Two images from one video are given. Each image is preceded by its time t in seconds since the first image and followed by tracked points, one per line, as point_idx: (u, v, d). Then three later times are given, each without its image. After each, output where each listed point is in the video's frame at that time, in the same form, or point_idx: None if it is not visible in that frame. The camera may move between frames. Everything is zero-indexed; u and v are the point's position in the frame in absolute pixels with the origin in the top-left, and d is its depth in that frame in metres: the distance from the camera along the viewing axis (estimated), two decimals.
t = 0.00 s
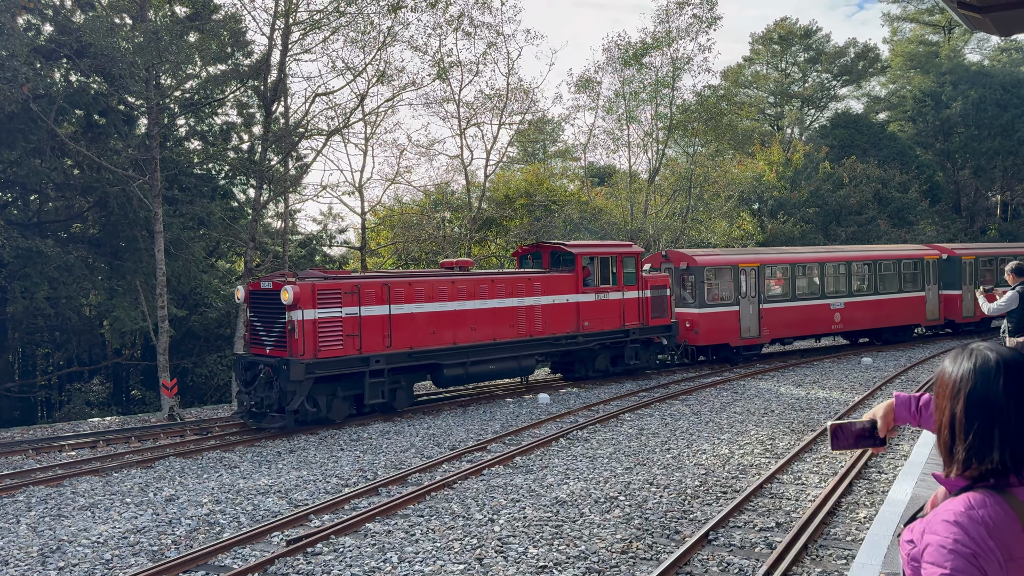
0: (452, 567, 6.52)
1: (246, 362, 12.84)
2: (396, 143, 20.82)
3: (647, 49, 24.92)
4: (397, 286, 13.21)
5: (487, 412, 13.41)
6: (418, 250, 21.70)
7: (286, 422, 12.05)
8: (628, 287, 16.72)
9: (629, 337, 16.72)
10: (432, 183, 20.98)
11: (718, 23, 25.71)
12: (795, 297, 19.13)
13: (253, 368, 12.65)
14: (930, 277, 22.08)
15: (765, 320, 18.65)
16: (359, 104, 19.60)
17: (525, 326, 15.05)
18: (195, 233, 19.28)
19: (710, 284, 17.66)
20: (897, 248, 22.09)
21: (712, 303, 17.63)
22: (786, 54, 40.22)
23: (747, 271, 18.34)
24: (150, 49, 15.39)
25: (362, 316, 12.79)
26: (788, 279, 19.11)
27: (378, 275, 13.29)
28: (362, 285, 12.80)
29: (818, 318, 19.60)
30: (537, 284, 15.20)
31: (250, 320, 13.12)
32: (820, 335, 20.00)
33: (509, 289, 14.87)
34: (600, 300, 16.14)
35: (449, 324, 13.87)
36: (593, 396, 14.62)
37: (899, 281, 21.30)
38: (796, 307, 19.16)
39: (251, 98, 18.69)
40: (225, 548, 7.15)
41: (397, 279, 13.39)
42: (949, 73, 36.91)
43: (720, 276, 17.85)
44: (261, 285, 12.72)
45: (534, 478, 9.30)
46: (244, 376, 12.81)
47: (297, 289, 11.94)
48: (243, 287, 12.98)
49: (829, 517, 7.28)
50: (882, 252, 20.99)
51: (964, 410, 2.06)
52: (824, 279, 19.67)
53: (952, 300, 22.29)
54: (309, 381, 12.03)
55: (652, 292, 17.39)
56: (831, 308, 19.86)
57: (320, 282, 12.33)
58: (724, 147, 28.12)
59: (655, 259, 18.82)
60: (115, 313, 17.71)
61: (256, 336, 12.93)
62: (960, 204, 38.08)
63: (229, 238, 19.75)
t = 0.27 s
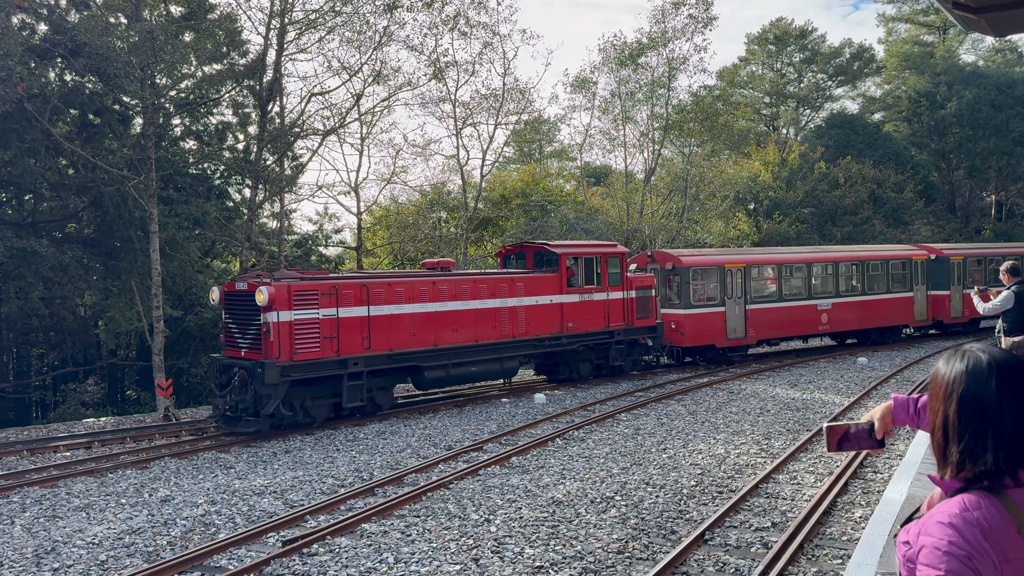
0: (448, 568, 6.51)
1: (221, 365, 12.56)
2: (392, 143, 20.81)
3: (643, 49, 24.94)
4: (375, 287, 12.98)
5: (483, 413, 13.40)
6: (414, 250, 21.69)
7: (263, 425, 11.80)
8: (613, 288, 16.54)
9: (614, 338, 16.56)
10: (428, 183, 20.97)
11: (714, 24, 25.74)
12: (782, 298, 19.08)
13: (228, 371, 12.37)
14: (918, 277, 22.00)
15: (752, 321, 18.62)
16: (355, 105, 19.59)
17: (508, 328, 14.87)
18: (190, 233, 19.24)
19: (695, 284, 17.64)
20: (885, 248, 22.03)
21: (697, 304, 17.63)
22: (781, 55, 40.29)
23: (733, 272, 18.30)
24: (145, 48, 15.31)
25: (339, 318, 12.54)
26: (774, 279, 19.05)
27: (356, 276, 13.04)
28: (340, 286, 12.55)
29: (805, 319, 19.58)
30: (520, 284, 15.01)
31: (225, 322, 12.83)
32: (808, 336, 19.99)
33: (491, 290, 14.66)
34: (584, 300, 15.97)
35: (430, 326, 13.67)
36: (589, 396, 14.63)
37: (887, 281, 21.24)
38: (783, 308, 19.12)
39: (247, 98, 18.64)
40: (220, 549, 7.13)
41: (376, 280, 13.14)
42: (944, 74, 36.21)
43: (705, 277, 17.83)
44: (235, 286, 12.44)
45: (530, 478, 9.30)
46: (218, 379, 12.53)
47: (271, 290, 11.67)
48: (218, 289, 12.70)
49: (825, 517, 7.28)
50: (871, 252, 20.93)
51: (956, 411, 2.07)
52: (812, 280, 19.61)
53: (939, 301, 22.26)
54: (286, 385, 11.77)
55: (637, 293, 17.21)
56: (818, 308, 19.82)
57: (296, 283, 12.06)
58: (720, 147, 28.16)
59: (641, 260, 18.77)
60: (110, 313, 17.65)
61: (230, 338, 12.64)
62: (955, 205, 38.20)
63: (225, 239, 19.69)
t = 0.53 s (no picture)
0: (442, 568, 6.49)
1: (192, 368, 12.23)
2: (385, 143, 20.81)
3: (636, 49, 25.00)
4: (351, 288, 12.73)
5: (477, 413, 13.38)
6: (407, 250, 21.67)
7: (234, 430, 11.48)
8: (594, 288, 16.40)
9: (595, 340, 16.40)
10: (422, 183, 20.98)
11: (706, 24, 25.82)
12: (766, 298, 18.98)
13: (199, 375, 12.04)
14: (903, 277, 21.98)
15: (735, 321, 18.52)
16: (348, 105, 19.55)
17: (487, 329, 14.66)
18: (182, 233, 19.16)
19: (678, 285, 17.55)
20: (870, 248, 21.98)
21: (680, 304, 17.53)
22: (773, 55, 40.43)
23: (717, 273, 18.23)
24: (137, 48, 15.24)
25: (315, 320, 12.27)
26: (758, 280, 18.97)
27: (331, 277, 12.78)
28: (314, 287, 12.28)
29: (789, 319, 19.49)
30: (500, 285, 14.83)
31: (197, 324, 12.54)
32: (793, 336, 19.90)
33: (470, 291, 14.46)
34: (565, 301, 15.81)
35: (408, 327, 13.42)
36: (583, 396, 14.62)
37: (871, 281, 21.19)
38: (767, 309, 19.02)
39: (239, 98, 18.58)
40: (213, 550, 7.09)
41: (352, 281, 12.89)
42: (936, 75, 36.79)
43: (688, 278, 17.74)
44: (206, 288, 12.13)
45: (524, 478, 9.29)
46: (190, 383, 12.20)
47: (243, 292, 11.37)
48: (190, 290, 12.40)
49: (817, 516, 7.29)
50: (856, 252, 20.91)
51: (944, 411, 2.08)
52: (795, 280, 19.54)
53: (925, 301, 22.25)
54: (258, 388, 11.44)
55: (620, 293, 17.06)
56: (803, 308, 19.73)
57: (268, 285, 11.77)
58: (712, 147, 28.25)
59: (624, 260, 18.68)
60: (102, 314, 17.53)
61: (203, 341, 12.34)
62: (947, 204, 38.42)
63: (217, 239, 19.60)
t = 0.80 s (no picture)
0: (432, 569, 6.47)
1: (158, 372, 11.99)
2: (375, 143, 20.73)
3: (626, 49, 25.02)
4: (322, 288, 12.50)
5: (467, 413, 13.37)
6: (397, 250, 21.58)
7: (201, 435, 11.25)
8: (572, 289, 16.25)
9: (574, 341, 16.26)
10: (412, 182, 20.95)
11: (696, 25, 25.89)
12: (745, 299, 18.93)
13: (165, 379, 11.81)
14: (883, 278, 21.98)
15: (714, 322, 18.46)
16: (338, 104, 19.48)
17: (464, 331, 14.47)
18: (171, 233, 19.02)
19: (657, 285, 17.49)
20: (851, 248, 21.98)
21: (659, 304, 17.48)
22: (762, 56, 40.57)
23: (696, 273, 18.19)
24: (125, 47, 15.10)
25: (285, 321, 12.04)
26: (738, 281, 18.96)
27: (302, 277, 12.54)
28: (284, 288, 12.04)
29: (769, 320, 19.44)
30: (477, 285, 14.64)
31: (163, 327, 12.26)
32: (773, 337, 19.87)
33: (446, 292, 14.26)
34: (543, 302, 15.65)
35: (381, 329, 13.22)
36: (573, 396, 14.63)
37: (852, 282, 21.18)
38: (746, 309, 18.98)
39: (228, 97, 18.46)
40: (202, 552, 7.04)
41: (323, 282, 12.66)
42: (924, 76, 36.98)
43: (667, 278, 17.70)
44: (173, 289, 11.86)
45: (514, 478, 9.29)
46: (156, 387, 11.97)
47: (209, 293, 11.12)
48: (156, 291, 12.12)
49: (806, 516, 7.32)
50: (837, 252, 20.93)
51: (925, 412, 2.11)
52: (775, 281, 19.52)
53: (906, 301, 22.28)
54: (225, 392, 11.27)
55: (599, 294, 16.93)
56: (783, 309, 19.70)
57: (236, 286, 11.51)
58: (702, 148, 28.30)
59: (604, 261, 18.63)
60: (89, 314, 17.36)
61: (169, 343, 12.07)
62: (935, 205, 38.72)
63: (206, 239, 19.46)
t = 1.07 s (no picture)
0: (419, 570, 6.44)
1: (120, 376, 11.63)
2: (362, 142, 20.68)
3: (613, 50, 25.08)
4: (290, 290, 12.12)
5: (454, 413, 13.33)
6: (384, 250, 21.50)
7: (162, 441, 10.88)
8: (549, 290, 15.98)
9: (550, 342, 15.99)
10: (398, 182, 20.93)
11: (682, 26, 25.97)
12: (723, 300, 18.84)
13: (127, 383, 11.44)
14: (861, 278, 21.95)
15: (691, 323, 18.36)
16: (324, 103, 19.39)
17: (437, 332, 14.14)
18: (155, 233, 18.84)
19: (633, 286, 17.32)
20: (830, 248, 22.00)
21: (635, 305, 17.32)
22: (748, 57, 40.77)
23: (673, 274, 18.05)
24: (109, 46, 14.94)
25: (251, 323, 11.67)
26: (716, 281, 18.86)
27: (269, 278, 12.17)
28: (251, 289, 11.67)
29: (746, 320, 19.38)
30: (451, 286, 14.33)
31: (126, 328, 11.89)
32: (750, 337, 19.82)
33: (419, 293, 13.93)
34: (519, 303, 15.36)
35: (351, 331, 12.86)
36: (560, 396, 14.62)
37: (829, 282, 21.13)
38: (723, 310, 18.89)
39: (214, 97, 18.28)
40: (187, 554, 6.96)
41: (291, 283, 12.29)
42: (907, 77, 37.02)
43: (644, 279, 17.53)
44: (134, 290, 11.48)
45: (502, 479, 9.27)
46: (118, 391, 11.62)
47: (171, 294, 10.74)
48: (117, 292, 11.74)
49: (792, 514, 7.36)
50: (816, 252, 20.91)
51: (905, 412, 2.12)
52: (752, 281, 19.45)
53: (883, 301, 22.26)
54: (188, 396, 10.92)
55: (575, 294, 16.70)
56: (760, 309, 19.66)
57: (199, 287, 11.13)
58: (688, 148, 28.39)
59: (581, 261, 18.42)
60: (72, 315, 17.13)
61: (131, 346, 11.71)
62: (918, 205, 39.12)
63: (191, 239, 19.30)
